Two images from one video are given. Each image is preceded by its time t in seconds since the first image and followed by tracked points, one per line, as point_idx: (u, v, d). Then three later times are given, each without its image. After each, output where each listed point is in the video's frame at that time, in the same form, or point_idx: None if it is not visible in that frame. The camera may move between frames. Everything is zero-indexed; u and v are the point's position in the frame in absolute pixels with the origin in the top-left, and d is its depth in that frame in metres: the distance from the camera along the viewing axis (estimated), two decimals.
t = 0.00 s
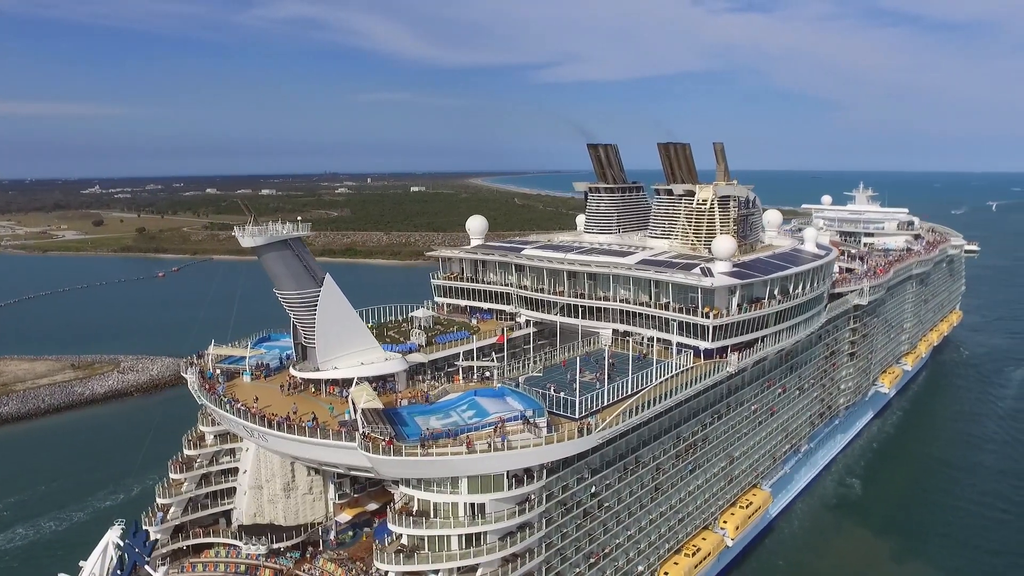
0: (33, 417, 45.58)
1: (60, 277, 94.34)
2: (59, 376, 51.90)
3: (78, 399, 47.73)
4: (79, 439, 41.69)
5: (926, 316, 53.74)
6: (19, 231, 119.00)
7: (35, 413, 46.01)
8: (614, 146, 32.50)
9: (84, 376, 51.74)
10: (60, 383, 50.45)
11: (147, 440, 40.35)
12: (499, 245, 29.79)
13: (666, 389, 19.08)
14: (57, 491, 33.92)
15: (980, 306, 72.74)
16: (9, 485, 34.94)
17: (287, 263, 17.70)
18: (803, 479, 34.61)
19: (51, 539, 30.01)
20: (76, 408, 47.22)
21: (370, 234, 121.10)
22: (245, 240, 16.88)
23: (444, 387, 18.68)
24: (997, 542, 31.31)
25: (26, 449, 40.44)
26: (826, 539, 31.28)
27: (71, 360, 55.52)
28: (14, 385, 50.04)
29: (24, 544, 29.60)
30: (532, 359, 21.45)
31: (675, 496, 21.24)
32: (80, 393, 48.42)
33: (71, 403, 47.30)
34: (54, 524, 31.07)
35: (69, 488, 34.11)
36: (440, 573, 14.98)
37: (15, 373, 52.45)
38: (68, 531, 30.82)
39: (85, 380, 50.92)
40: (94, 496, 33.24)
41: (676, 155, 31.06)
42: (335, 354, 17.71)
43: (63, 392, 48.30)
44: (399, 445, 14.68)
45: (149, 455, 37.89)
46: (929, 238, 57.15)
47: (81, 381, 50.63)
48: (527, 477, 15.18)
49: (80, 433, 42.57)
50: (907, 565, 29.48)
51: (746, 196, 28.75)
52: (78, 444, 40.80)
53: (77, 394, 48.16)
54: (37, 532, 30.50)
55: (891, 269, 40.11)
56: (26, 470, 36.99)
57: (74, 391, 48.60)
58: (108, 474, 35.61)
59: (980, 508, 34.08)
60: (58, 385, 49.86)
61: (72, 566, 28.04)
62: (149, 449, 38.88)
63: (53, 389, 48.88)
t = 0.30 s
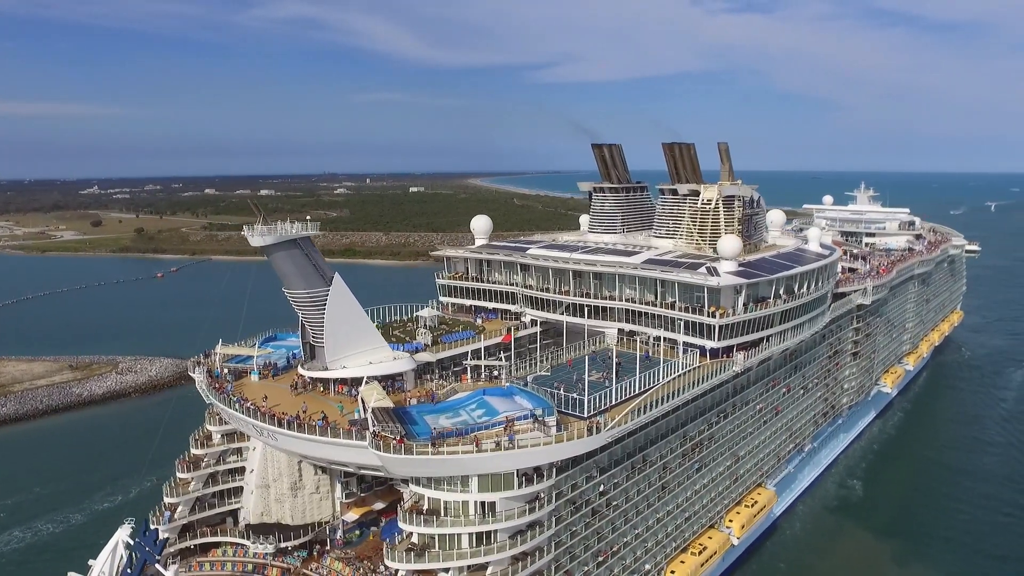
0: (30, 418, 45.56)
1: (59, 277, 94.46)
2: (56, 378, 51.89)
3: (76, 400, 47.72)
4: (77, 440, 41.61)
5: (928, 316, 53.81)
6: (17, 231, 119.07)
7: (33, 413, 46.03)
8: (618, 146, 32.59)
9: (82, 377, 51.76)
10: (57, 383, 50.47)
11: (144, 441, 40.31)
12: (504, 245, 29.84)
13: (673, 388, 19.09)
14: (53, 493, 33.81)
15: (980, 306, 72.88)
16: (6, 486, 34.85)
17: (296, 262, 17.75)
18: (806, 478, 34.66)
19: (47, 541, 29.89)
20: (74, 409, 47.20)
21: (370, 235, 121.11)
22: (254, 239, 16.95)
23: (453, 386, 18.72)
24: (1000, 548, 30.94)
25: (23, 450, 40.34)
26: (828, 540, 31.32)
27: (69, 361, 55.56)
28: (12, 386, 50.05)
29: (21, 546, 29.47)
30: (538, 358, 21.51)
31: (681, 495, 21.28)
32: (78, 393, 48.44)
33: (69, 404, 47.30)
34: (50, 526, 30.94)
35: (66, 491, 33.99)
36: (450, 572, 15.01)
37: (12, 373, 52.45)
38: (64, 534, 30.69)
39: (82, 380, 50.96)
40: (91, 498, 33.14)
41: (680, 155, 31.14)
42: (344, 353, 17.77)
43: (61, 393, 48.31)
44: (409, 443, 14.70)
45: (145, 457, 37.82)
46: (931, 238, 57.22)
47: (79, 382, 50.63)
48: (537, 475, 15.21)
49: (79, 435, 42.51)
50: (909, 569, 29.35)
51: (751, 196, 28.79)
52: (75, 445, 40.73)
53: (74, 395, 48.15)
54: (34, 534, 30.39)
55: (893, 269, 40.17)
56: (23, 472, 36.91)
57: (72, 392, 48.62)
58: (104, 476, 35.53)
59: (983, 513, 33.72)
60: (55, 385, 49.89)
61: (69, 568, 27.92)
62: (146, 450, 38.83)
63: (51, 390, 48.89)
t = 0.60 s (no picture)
0: (29, 418, 45.57)
1: (59, 277, 94.61)
2: (56, 378, 51.96)
3: (75, 400, 47.74)
4: (76, 441, 41.60)
5: (931, 316, 53.83)
6: (17, 231, 119.25)
7: (32, 414, 46.03)
8: (624, 145, 32.57)
9: (81, 377, 51.80)
10: (57, 384, 50.50)
11: (142, 442, 40.31)
12: (510, 244, 29.88)
13: (683, 387, 19.11)
14: (51, 495, 33.79)
15: (983, 307, 72.90)
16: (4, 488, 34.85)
17: (308, 261, 17.80)
18: (811, 478, 34.66)
19: (45, 543, 29.85)
20: (73, 409, 47.20)
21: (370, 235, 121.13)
22: (267, 237, 17.04)
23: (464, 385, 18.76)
24: (1006, 552, 30.84)
25: (22, 452, 40.33)
26: (832, 542, 31.36)
27: (67, 361, 55.59)
28: (11, 386, 50.08)
29: (19, 549, 29.43)
30: (547, 358, 21.55)
31: (690, 494, 21.28)
32: (76, 394, 48.48)
33: (67, 405, 47.29)
34: (48, 529, 30.92)
35: (64, 492, 33.96)
36: (463, 571, 15.03)
37: (11, 374, 52.48)
38: (62, 536, 30.66)
39: (81, 381, 50.99)
40: (89, 500, 33.11)
41: (687, 155, 31.16)
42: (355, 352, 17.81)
43: (60, 394, 48.36)
44: (423, 442, 14.72)
45: (143, 458, 37.80)
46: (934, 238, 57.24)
47: (78, 382, 50.64)
48: (550, 474, 15.23)
49: (78, 435, 42.54)
50: (915, 572, 29.31)
51: (758, 195, 28.81)
52: (73, 447, 40.73)
53: (73, 396, 48.18)
54: (31, 536, 30.36)
55: (898, 269, 40.18)
56: (22, 473, 36.94)
57: (71, 392, 48.66)
58: (102, 477, 35.52)
59: (988, 517, 33.63)
60: (54, 386, 49.95)
61: (66, 570, 27.88)
62: (144, 451, 38.80)
63: (50, 390, 48.91)
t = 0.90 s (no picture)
0: (28, 419, 45.59)
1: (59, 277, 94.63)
2: (55, 378, 51.97)
3: (74, 401, 47.74)
4: (74, 443, 41.52)
5: (935, 316, 53.78)
6: (16, 231, 119.34)
7: (31, 414, 46.02)
8: (630, 146, 32.78)
9: (80, 378, 51.84)
10: (56, 384, 50.51)
11: (141, 444, 40.22)
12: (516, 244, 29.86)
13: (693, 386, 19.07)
14: (49, 497, 33.73)
15: (986, 307, 72.80)
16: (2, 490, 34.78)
17: (318, 259, 17.84)
18: (816, 477, 34.63)
19: (43, 546, 29.78)
20: (72, 410, 47.22)
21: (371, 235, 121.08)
22: (277, 236, 17.09)
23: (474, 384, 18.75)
24: (1013, 558, 30.67)
25: (22, 453, 40.31)
26: (836, 544, 31.34)
27: (67, 361, 55.59)
28: (10, 386, 50.10)
29: (18, 550, 29.38)
30: (555, 358, 21.53)
31: (698, 494, 21.26)
32: (76, 395, 48.52)
33: (66, 406, 47.29)
34: (46, 531, 30.86)
35: (61, 494, 33.88)
36: (474, 571, 15.02)
37: (10, 374, 52.49)
38: (61, 538, 30.60)
39: (80, 382, 50.98)
40: (87, 503, 33.03)
41: (694, 155, 31.21)
42: (365, 351, 17.83)
43: (59, 395, 48.41)
44: (435, 441, 14.70)
45: (143, 459, 37.71)
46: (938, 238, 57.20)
47: (77, 383, 50.64)
48: (562, 473, 15.22)
49: (79, 437, 42.52)
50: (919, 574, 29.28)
51: (764, 195, 28.77)
52: (73, 448, 40.68)
53: (73, 396, 48.21)
54: (30, 538, 30.29)
55: (903, 269, 40.15)
56: (21, 474, 36.91)
57: (70, 393, 48.70)
58: (101, 479, 35.44)
59: (993, 521, 33.48)
60: (54, 387, 49.97)
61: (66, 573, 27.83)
62: (144, 453, 38.73)
63: (49, 391, 48.92)
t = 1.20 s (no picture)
0: (20, 420, 45.37)
1: (51, 277, 94.15)
2: (46, 380, 51.73)
3: (65, 403, 47.52)
4: (65, 446, 41.24)
5: (932, 315, 53.99)
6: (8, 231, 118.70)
7: (22, 416, 45.78)
8: (631, 145, 32.88)
9: (72, 379, 51.59)
10: (47, 386, 50.26)
11: (133, 446, 39.95)
12: (518, 243, 29.85)
13: (697, 385, 19.07)
14: (40, 500, 33.52)
15: (981, 307, 73.13)
16: None
17: (323, 259, 17.77)
18: (816, 476, 34.70)
19: (32, 550, 29.55)
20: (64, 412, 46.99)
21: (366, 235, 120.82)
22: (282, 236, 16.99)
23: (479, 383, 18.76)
24: (1011, 561, 30.71)
25: (13, 455, 40.05)
26: (834, 544, 31.41)
27: (59, 362, 55.28)
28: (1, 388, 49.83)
29: (7, 555, 29.17)
30: (558, 357, 21.53)
31: (702, 492, 21.28)
32: (67, 396, 48.30)
33: (58, 407, 47.06)
34: (35, 535, 30.63)
35: (51, 498, 33.62)
36: (482, 570, 15.01)
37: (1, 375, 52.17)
38: (49, 543, 30.36)
39: (72, 383, 50.72)
40: (77, 507, 32.81)
41: (695, 154, 31.29)
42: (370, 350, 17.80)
43: (51, 396, 48.20)
44: (442, 441, 14.67)
45: (134, 462, 37.44)
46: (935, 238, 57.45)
47: (69, 384, 50.38)
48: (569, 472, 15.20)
49: (71, 439, 42.28)
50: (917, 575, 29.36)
51: (765, 194, 28.83)
52: (65, 450, 40.44)
53: (64, 398, 47.99)
54: (18, 543, 30.07)
55: (901, 268, 40.30)
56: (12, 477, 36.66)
57: (62, 395, 48.49)
58: (91, 482, 35.20)
59: (991, 524, 33.55)
60: (45, 388, 49.72)
61: None
62: (136, 455, 38.47)
63: (41, 392, 48.69)
